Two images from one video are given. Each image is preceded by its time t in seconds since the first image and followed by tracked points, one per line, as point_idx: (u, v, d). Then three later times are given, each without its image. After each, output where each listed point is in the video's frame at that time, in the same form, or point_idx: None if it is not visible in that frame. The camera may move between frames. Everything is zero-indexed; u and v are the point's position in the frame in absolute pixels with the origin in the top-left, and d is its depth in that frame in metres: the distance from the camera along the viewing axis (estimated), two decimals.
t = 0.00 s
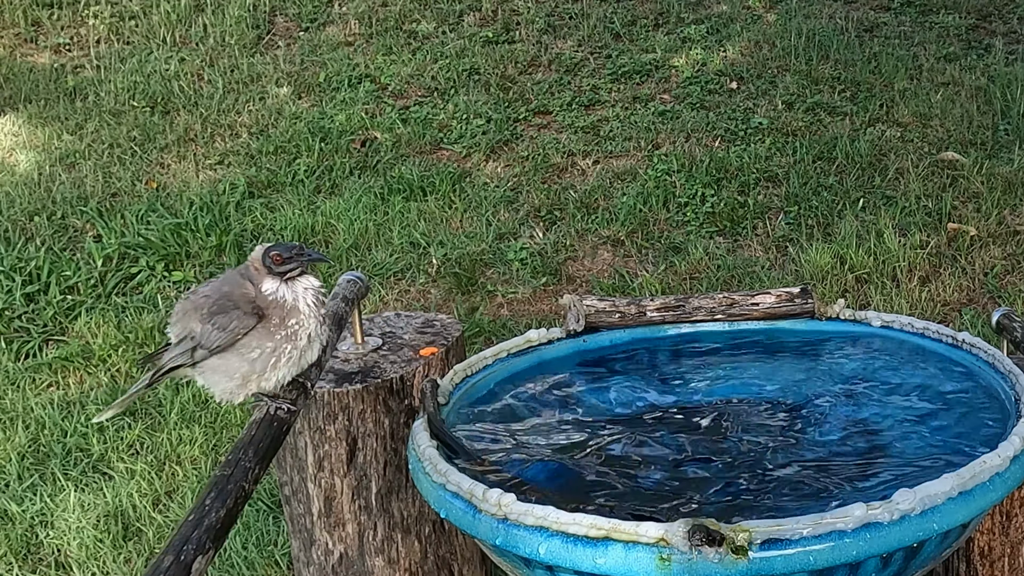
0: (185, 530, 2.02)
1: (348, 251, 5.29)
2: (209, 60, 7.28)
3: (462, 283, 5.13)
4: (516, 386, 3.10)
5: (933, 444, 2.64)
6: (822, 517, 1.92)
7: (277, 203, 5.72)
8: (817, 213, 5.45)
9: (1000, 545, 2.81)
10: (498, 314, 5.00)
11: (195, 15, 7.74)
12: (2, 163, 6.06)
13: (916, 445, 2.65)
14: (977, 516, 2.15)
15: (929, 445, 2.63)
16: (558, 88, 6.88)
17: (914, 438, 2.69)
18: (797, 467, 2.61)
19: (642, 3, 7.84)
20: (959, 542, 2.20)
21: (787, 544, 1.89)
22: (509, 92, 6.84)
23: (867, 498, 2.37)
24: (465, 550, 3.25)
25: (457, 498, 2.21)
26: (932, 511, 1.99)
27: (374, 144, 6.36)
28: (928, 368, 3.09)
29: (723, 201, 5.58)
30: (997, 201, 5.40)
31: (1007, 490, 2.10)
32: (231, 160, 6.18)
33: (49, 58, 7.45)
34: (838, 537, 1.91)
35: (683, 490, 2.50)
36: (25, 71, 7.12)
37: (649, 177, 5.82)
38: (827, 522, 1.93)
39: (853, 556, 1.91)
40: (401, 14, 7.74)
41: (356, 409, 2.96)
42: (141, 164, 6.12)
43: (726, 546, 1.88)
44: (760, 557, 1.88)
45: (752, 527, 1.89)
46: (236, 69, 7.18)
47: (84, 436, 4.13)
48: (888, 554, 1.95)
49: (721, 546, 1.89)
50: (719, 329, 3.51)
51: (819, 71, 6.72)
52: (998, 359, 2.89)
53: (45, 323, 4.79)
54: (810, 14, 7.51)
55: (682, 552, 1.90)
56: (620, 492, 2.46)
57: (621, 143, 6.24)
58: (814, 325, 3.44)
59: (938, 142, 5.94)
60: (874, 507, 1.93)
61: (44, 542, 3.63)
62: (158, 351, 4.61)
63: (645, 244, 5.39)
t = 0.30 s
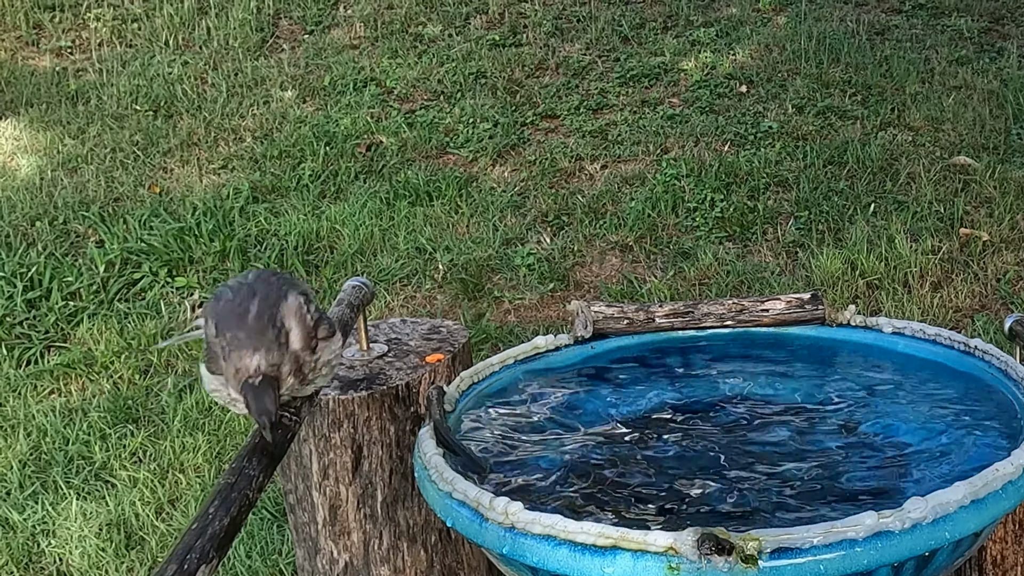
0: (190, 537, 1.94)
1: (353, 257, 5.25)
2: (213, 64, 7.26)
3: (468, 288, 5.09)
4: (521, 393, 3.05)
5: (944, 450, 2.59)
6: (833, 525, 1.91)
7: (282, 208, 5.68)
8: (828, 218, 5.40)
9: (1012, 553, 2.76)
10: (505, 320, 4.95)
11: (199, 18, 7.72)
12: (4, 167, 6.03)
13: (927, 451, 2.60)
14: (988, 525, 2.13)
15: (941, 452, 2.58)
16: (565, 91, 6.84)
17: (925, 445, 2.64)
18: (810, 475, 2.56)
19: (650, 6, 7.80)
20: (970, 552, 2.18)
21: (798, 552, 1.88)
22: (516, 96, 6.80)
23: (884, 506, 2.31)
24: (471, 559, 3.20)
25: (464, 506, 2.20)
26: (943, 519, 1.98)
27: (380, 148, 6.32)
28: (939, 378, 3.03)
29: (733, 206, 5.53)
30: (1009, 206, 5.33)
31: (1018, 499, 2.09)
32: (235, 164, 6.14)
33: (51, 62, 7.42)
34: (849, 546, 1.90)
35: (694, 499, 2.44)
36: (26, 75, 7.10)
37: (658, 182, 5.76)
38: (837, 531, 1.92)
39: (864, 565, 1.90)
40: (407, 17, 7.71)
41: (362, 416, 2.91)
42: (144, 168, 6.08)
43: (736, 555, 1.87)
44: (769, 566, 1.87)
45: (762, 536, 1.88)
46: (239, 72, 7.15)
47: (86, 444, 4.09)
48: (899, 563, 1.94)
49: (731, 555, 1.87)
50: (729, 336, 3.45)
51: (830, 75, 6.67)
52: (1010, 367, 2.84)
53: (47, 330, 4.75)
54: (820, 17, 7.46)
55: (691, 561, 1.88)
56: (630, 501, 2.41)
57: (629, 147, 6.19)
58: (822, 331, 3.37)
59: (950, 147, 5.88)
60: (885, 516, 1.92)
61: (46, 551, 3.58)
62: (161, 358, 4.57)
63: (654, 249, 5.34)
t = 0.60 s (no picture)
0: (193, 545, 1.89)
1: (358, 262, 5.21)
2: (217, 67, 7.23)
3: (474, 294, 5.04)
4: (529, 402, 2.98)
5: (958, 458, 2.54)
6: (843, 534, 1.88)
7: (286, 213, 5.64)
8: (839, 223, 5.34)
9: None
10: (511, 326, 4.91)
11: (202, 21, 7.71)
12: (5, 172, 6.00)
13: (941, 459, 2.55)
14: (1001, 535, 2.09)
15: (956, 461, 2.52)
16: (573, 95, 6.79)
17: (941, 453, 2.58)
18: (824, 484, 2.50)
19: (658, 8, 7.76)
20: (982, 562, 2.13)
21: (808, 561, 1.85)
22: (523, 100, 6.76)
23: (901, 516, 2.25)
24: (478, 568, 3.15)
25: (470, 514, 2.17)
26: (955, 528, 1.94)
27: (385, 152, 6.28)
28: (951, 383, 2.97)
29: (742, 211, 5.47)
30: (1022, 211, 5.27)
31: None
32: (239, 169, 6.10)
33: (53, 64, 7.40)
34: (860, 555, 1.86)
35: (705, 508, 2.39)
36: (27, 78, 7.08)
37: (667, 187, 5.71)
38: (848, 540, 1.88)
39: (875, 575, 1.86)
40: (413, 20, 7.67)
41: (367, 423, 2.85)
42: (147, 172, 6.05)
43: (745, 564, 1.85)
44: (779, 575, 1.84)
45: (772, 544, 1.85)
46: (243, 76, 7.12)
47: (88, 451, 4.05)
48: (910, 572, 1.90)
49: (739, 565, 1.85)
50: (739, 341, 3.39)
51: (840, 78, 6.61)
52: None
53: (48, 336, 4.71)
54: (831, 19, 7.40)
55: (699, 570, 1.86)
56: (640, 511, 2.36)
57: (638, 151, 6.14)
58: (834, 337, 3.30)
59: (962, 151, 5.82)
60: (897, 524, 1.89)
61: (47, 560, 3.54)
62: (164, 365, 4.53)
63: (662, 255, 5.28)
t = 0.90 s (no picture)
0: (194, 555, 1.85)
1: (363, 268, 5.17)
2: (220, 70, 7.21)
3: (481, 300, 4.99)
4: (536, 409, 2.93)
5: (972, 466, 2.49)
6: (853, 543, 1.89)
7: (290, 218, 5.61)
8: (849, 228, 5.29)
9: None
10: (518, 332, 4.86)
11: (205, 23, 7.68)
12: (7, 176, 5.98)
13: (955, 468, 2.50)
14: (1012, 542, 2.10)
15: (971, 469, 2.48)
16: (581, 98, 6.75)
17: (956, 462, 2.53)
18: (837, 492, 2.45)
19: (666, 11, 7.72)
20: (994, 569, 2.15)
21: (819, 570, 1.86)
22: (530, 103, 6.71)
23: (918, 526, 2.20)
24: None
25: (476, 523, 2.15)
26: (966, 537, 1.95)
27: (391, 156, 6.24)
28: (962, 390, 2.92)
29: (752, 216, 5.42)
30: None
31: None
32: (243, 173, 6.07)
33: (54, 68, 7.37)
34: (870, 564, 1.88)
35: (717, 517, 2.34)
36: (29, 81, 7.06)
37: (675, 192, 5.65)
38: (858, 549, 1.90)
39: None
40: (418, 23, 7.64)
41: (372, 430, 2.79)
42: (150, 177, 6.02)
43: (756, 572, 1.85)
44: None
45: (782, 553, 1.86)
46: (247, 79, 7.09)
47: (90, 459, 4.01)
48: None
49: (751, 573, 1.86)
50: (746, 348, 3.29)
51: (851, 82, 6.57)
52: None
53: (50, 342, 4.67)
54: (841, 22, 7.35)
55: None
56: (650, 520, 2.31)
57: (646, 155, 6.09)
58: (845, 344, 3.24)
59: (974, 155, 5.76)
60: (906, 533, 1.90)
61: (47, 569, 3.50)
62: (166, 371, 4.49)
63: (671, 260, 5.23)
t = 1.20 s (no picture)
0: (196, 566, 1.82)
1: (368, 273, 5.13)
2: (224, 73, 7.18)
3: (487, 306, 4.95)
4: (542, 417, 2.87)
5: (986, 474, 2.43)
6: (864, 552, 1.84)
7: (294, 223, 5.57)
8: (859, 233, 5.24)
9: None
10: (525, 338, 4.82)
11: (209, 26, 7.66)
12: (8, 181, 5.95)
13: (971, 476, 2.44)
14: None
15: (985, 478, 2.42)
16: (588, 102, 6.71)
17: (971, 470, 2.47)
18: (850, 500, 2.39)
19: (674, 14, 7.67)
20: None
21: None
22: (537, 107, 6.67)
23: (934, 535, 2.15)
24: None
25: (483, 531, 2.10)
26: (979, 545, 1.90)
27: (396, 161, 6.21)
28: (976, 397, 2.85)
29: (761, 221, 5.37)
30: None
31: None
32: (246, 177, 6.03)
33: (56, 71, 7.35)
34: (882, 573, 1.83)
35: (728, 526, 2.29)
36: (30, 84, 7.03)
37: (684, 196, 5.60)
38: (869, 558, 1.85)
39: None
40: (424, 26, 7.61)
41: (377, 437, 2.75)
42: (153, 181, 5.99)
43: None
44: None
45: (791, 563, 1.82)
46: (251, 82, 7.07)
47: (92, 466, 3.97)
48: None
49: None
50: (756, 354, 3.22)
51: (862, 85, 6.52)
52: None
53: (51, 349, 4.64)
54: (852, 25, 7.30)
55: None
56: (661, 529, 2.26)
57: (654, 160, 6.04)
58: (856, 351, 3.15)
59: (986, 159, 5.70)
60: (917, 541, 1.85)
61: None
62: (169, 378, 4.45)
63: (679, 265, 5.18)
